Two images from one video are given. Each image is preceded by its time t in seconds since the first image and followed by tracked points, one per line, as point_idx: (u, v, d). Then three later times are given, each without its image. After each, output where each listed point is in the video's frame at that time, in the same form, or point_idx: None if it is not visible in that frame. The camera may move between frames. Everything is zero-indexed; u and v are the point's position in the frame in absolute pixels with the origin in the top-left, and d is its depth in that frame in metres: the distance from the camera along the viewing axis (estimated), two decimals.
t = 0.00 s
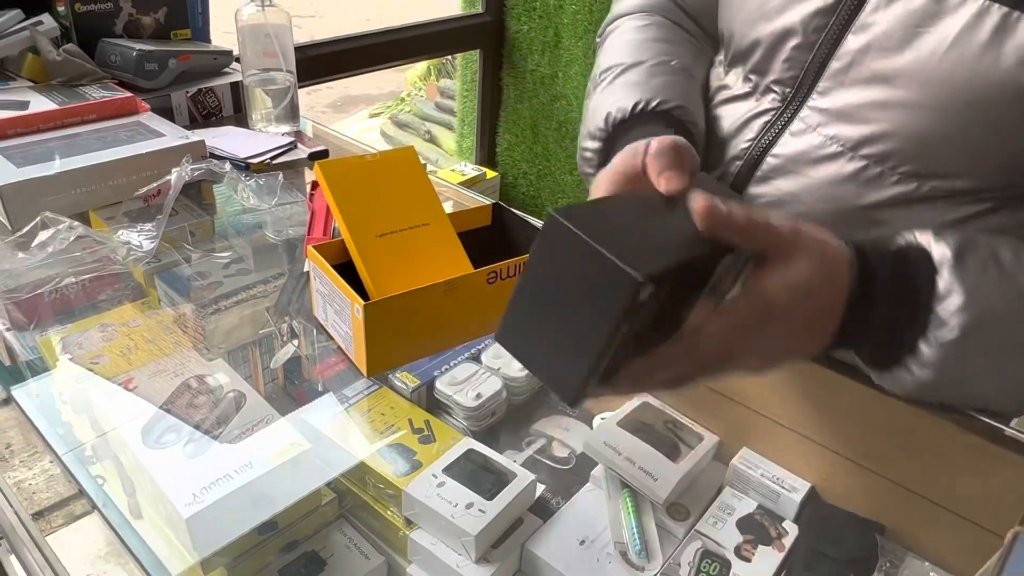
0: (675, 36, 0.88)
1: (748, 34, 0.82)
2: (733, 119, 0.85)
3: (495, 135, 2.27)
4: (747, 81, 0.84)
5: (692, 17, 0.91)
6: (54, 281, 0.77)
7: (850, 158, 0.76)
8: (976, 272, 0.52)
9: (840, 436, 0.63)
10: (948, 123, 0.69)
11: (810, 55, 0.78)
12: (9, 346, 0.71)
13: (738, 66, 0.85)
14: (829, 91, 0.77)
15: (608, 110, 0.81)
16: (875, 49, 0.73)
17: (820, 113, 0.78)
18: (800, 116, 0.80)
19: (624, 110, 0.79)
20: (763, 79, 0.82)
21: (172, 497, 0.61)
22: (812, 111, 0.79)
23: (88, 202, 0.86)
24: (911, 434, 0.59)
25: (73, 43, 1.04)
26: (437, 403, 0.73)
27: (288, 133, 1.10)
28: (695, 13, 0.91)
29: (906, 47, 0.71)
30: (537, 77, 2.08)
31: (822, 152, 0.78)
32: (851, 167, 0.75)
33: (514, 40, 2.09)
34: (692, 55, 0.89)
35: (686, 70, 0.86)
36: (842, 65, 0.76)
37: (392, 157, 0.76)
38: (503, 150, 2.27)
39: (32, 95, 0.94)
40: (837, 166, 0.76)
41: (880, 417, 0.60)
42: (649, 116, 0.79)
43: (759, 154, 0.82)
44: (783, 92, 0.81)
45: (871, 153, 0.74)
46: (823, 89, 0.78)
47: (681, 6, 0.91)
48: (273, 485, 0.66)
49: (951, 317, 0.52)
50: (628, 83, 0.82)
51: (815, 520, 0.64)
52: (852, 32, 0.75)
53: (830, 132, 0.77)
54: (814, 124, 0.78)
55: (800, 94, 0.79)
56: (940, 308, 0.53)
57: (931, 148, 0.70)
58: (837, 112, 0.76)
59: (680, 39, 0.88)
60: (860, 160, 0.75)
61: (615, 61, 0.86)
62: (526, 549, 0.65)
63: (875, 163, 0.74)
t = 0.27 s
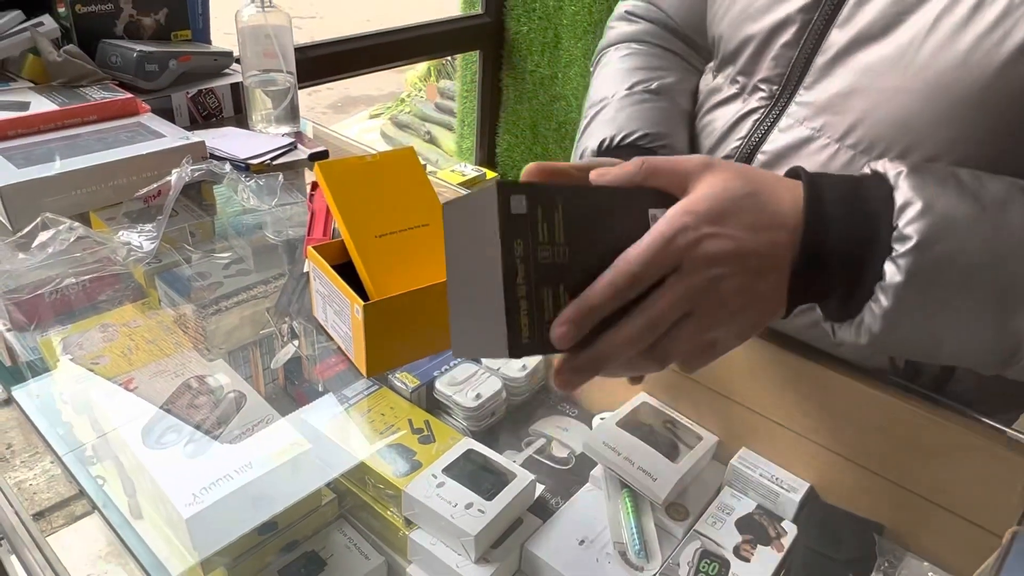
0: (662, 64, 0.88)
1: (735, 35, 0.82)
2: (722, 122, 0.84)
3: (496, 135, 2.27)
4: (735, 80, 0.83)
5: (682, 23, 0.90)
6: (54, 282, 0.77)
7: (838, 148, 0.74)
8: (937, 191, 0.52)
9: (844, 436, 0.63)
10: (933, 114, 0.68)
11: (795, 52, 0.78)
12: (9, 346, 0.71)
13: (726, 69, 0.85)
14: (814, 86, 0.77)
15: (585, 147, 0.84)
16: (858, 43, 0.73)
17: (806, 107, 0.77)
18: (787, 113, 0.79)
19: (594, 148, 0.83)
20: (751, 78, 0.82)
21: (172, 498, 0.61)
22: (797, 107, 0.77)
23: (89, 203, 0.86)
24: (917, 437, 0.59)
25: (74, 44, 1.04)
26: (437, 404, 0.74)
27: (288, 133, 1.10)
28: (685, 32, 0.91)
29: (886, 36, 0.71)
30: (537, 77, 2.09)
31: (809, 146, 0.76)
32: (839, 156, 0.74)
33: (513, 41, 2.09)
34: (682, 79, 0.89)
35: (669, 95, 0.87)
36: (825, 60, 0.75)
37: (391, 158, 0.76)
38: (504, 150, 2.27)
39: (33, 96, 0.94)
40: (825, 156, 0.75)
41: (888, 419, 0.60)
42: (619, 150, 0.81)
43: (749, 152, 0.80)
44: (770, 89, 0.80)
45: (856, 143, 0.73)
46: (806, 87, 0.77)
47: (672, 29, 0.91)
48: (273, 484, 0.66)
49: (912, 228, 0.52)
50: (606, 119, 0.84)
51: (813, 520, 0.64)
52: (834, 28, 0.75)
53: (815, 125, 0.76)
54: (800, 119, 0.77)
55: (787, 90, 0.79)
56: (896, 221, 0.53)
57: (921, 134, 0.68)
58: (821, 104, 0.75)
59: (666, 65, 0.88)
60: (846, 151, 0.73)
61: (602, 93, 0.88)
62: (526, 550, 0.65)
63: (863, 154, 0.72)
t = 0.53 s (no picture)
0: (654, 55, 0.89)
1: (728, 35, 0.81)
2: (715, 121, 0.84)
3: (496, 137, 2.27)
4: (730, 80, 0.83)
5: (678, 22, 0.91)
6: (55, 283, 0.77)
7: (832, 149, 0.74)
8: (935, 267, 0.50)
9: (841, 436, 0.63)
10: (926, 113, 0.68)
11: (788, 53, 0.77)
12: (10, 347, 0.71)
13: (720, 67, 0.85)
14: (808, 85, 0.76)
15: (571, 130, 0.85)
16: (851, 42, 0.72)
17: (799, 108, 0.77)
18: (780, 113, 0.79)
19: (581, 130, 0.83)
20: (746, 78, 0.82)
21: (173, 499, 0.61)
22: (790, 106, 0.78)
23: (91, 205, 0.86)
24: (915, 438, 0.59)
25: (75, 46, 1.04)
26: (437, 404, 0.74)
27: (289, 135, 1.10)
28: (677, 25, 0.91)
29: (880, 37, 0.70)
30: (537, 78, 2.08)
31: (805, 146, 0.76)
32: (834, 158, 0.74)
33: (513, 43, 2.09)
34: (674, 72, 0.90)
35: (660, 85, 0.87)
36: (817, 62, 0.75)
37: (392, 160, 0.77)
38: (503, 152, 2.27)
39: (34, 98, 0.94)
40: (821, 157, 0.75)
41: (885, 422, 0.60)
42: (605, 133, 0.82)
43: (745, 150, 0.81)
44: (764, 89, 0.80)
45: (851, 144, 0.73)
46: (800, 85, 0.77)
47: (665, 23, 0.91)
48: (274, 484, 0.67)
49: (914, 311, 0.50)
50: (594, 102, 0.84)
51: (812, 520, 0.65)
52: (824, 28, 0.74)
53: (811, 126, 0.76)
54: (794, 119, 0.77)
55: (780, 91, 0.79)
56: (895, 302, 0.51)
57: (914, 134, 0.69)
58: (816, 105, 0.75)
59: (658, 56, 0.89)
60: (841, 151, 0.74)
61: (592, 79, 0.88)
62: (526, 550, 0.65)
63: (858, 154, 0.73)
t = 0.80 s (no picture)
0: (652, 46, 0.90)
1: (727, 36, 0.81)
2: (713, 121, 0.85)
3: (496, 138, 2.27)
4: (730, 81, 0.83)
5: (675, 21, 0.91)
6: (54, 284, 0.77)
7: (833, 152, 0.74)
8: (933, 330, 0.54)
9: (839, 436, 0.64)
10: (926, 115, 0.68)
11: (788, 54, 0.77)
12: (10, 348, 0.71)
13: (720, 68, 0.85)
14: (808, 88, 0.76)
15: (570, 113, 0.86)
16: (851, 44, 0.72)
17: (799, 110, 0.77)
18: (781, 115, 0.79)
19: (583, 112, 0.85)
20: (745, 79, 0.81)
21: (173, 500, 0.61)
22: (790, 108, 0.77)
23: (90, 206, 0.86)
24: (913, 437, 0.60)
25: (75, 47, 1.04)
26: (437, 405, 0.74)
27: (289, 136, 1.10)
28: (675, 23, 0.91)
29: (881, 39, 0.70)
30: (537, 79, 2.08)
31: (805, 148, 0.76)
32: (833, 160, 0.74)
33: (513, 44, 2.09)
34: (672, 65, 0.90)
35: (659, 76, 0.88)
36: (818, 63, 0.75)
37: (393, 161, 0.77)
38: (503, 152, 2.27)
39: (34, 99, 0.94)
40: (821, 159, 0.75)
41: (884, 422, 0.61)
42: (607, 116, 0.83)
43: (745, 152, 0.81)
44: (764, 91, 0.80)
45: (852, 147, 0.73)
46: (800, 87, 0.77)
47: (661, 18, 0.91)
48: (274, 485, 0.66)
49: (916, 379, 0.54)
50: (592, 87, 0.86)
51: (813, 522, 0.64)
52: (824, 30, 0.74)
53: (812, 128, 0.76)
54: (794, 121, 0.77)
55: (779, 93, 0.78)
56: (899, 369, 0.55)
57: (913, 136, 0.69)
58: (817, 107, 0.75)
59: (656, 48, 0.90)
60: (842, 154, 0.73)
61: (590, 69, 0.89)
62: (526, 552, 0.65)
63: (858, 156, 0.73)
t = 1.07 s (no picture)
0: (648, 51, 0.89)
1: (729, 38, 0.81)
2: (715, 122, 0.84)
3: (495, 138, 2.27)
4: (732, 82, 0.83)
5: (676, 24, 0.90)
6: (54, 286, 0.77)
7: (835, 155, 0.74)
8: (974, 346, 0.55)
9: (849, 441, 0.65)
10: (928, 118, 0.68)
11: (790, 57, 0.77)
12: (10, 350, 0.72)
13: (722, 71, 0.84)
14: (811, 90, 0.76)
15: (559, 115, 0.86)
16: (853, 46, 0.72)
17: (802, 112, 0.76)
18: (783, 117, 0.78)
19: (567, 115, 0.85)
20: (747, 82, 0.81)
21: (173, 502, 0.61)
22: (793, 110, 0.77)
23: (90, 206, 0.86)
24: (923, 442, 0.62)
25: (74, 47, 1.04)
26: (437, 407, 0.73)
27: (289, 136, 1.10)
28: (677, 27, 0.91)
29: (883, 42, 0.70)
30: (537, 80, 2.08)
31: (808, 151, 0.76)
32: (834, 162, 0.74)
33: (513, 45, 2.09)
34: (667, 72, 0.90)
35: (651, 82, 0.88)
36: (821, 65, 0.74)
37: (394, 163, 0.77)
38: (503, 153, 2.27)
39: (34, 100, 0.94)
40: (822, 161, 0.75)
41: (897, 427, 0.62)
42: (589, 118, 0.83)
43: (746, 154, 0.81)
44: (766, 93, 0.80)
45: (856, 150, 0.72)
46: (803, 89, 0.76)
47: (663, 23, 0.91)
48: (274, 487, 0.66)
49: (960, 396, 0.55)
50: (580, 91, 0.86)
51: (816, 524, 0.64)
52: (828, 32, 0.74)
53: (814, 130, 0.76)
54: (797, 123, 0.77)
55: (782, 95, 0.78)
56: (941, 386, 0.56)
57: (916, 139, 0.69)
58: (819, 109, 0.75)
59: (653, 54, 0.89)
60: (845, 157, 0.73)
61: (587, 72, 0.89)
62: (526, 553, 0.65)
63: (862, 159, 0.72)
